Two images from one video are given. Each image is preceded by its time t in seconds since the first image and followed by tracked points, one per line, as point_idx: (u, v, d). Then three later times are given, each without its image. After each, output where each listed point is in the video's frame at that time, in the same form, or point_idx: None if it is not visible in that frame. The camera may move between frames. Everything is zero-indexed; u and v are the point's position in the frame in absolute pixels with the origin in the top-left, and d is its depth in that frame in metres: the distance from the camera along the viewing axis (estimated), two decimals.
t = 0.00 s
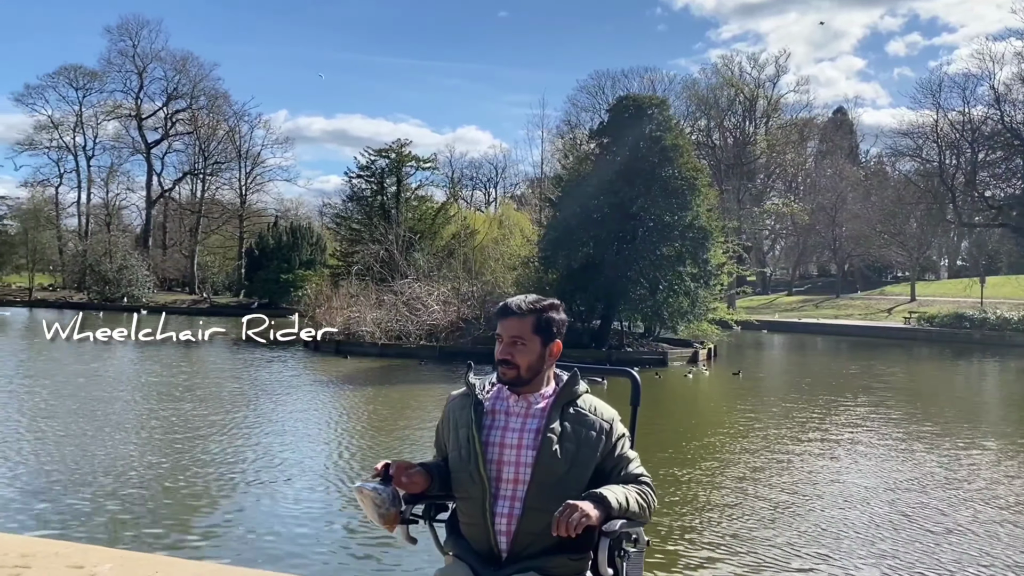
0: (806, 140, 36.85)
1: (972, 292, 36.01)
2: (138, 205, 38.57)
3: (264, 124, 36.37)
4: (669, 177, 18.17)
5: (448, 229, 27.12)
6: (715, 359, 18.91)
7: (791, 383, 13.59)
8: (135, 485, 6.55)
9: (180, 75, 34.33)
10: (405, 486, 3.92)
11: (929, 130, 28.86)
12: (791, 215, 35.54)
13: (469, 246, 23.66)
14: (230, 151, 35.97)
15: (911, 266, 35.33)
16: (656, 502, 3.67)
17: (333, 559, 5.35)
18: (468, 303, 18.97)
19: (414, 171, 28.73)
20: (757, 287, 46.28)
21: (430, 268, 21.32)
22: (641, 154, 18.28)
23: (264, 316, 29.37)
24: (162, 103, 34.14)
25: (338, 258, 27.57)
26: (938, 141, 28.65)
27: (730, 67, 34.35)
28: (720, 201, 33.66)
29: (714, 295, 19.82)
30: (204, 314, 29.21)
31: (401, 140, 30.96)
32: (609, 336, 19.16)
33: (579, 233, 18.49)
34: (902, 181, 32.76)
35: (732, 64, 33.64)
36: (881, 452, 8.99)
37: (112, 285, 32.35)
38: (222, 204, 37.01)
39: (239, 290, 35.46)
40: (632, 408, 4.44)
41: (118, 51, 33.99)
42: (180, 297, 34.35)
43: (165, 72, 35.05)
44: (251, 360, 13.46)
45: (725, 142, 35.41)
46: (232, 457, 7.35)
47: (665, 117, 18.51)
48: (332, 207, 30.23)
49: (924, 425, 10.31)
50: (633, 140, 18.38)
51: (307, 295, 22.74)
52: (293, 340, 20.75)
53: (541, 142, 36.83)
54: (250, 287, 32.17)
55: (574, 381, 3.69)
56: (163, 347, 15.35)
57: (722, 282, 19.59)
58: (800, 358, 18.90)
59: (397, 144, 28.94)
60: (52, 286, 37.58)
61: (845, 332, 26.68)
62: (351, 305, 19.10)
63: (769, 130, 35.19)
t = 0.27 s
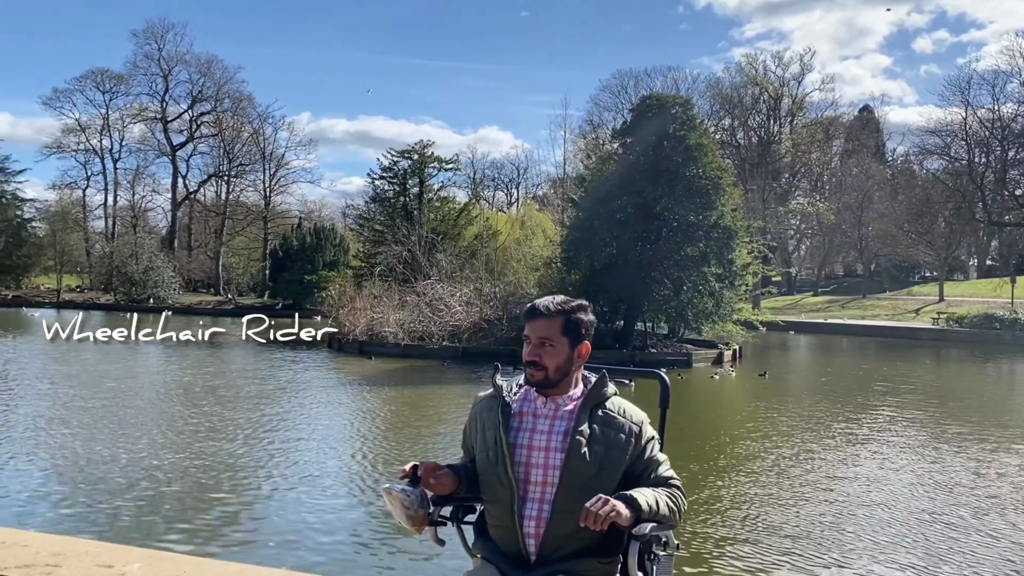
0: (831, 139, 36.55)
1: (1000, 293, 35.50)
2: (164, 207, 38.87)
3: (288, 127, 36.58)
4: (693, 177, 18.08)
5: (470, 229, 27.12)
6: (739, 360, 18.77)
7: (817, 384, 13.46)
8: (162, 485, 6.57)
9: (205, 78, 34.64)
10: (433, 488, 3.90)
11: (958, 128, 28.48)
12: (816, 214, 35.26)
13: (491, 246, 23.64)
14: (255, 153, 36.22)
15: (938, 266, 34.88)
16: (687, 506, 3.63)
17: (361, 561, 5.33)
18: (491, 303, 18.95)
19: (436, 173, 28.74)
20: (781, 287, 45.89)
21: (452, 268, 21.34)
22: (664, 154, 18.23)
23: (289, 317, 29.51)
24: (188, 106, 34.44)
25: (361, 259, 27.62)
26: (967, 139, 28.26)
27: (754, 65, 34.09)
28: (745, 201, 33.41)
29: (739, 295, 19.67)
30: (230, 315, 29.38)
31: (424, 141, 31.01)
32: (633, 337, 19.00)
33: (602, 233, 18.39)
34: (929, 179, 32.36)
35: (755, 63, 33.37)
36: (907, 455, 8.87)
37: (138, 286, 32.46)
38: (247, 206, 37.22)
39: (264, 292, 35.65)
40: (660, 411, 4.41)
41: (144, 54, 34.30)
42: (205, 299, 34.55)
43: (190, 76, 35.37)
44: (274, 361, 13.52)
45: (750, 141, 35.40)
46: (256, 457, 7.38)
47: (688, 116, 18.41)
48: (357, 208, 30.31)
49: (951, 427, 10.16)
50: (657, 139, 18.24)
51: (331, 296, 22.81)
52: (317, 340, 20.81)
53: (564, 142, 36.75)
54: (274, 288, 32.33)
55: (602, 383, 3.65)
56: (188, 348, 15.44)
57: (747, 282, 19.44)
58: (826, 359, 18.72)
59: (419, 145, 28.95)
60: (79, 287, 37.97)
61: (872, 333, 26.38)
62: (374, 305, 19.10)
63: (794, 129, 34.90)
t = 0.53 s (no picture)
0: (855, 139, 36.24)
1: None
2: (188, 210, 39.25)
3: (311, 129, 36.83)
4: (716, 177, 18.01)
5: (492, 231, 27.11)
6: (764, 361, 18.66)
7: (841, 386, 13.36)
8: (187, 485, 6.62)
9: (229, 82, 34.98)
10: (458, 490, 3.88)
11: (985, 126, 28.12)
12: (840, 214, 35.00)
13: (513, 247, 23.63)
14: (278, 156, 36.50)
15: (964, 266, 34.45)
16: (714, 509, 3.60)
17: (387, 562, 5.33)
18: (513, 304, 18.95)
19: (458, 174, 28.78)
20: (805, 288, 45.54)
21: (474, 269, 21.37)
22: (687, 154, 18.15)
23: (313, 319, 29.65)
24: (212, 109, 34.79)
25: (383, 261, 27.70)
26: (995, 137, 27.90)
27: (778, 65, 33.85)
28: (769, 201, 33.21)
29: (763, 296, 19.51)
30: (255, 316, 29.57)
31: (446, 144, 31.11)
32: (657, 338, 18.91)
33: (624, 234, 18.38)
34: (955, 178, 31.99)
35: (779, 62, 33.14)
36: (931, 458, 8.78)
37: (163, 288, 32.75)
38: (271, 208, 37.48)
39: (286, 293, 35.83)
40: (687, 414, 4.38)
41: (170, 59, 34.65)
42: (229, 301, 34.78)
43: (215, 79, 35.73)
44: (297, 362, 13.60)
45: (773, 141, 35.11)
46: (281, 457, 7.44)
47: (711, 116, 18.34)
48: (380, 209, 30.41)
49: (977, 429, 10.04)
50: (679, 139, 18.22)
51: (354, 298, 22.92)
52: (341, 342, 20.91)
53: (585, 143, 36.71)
54: (298, 290, 32.54)
55: (628, 385, 3.63)
56: (212, 349, 15.55)
57: (771, 283, 19.32)
58: (852, 360, 18.54)
59: (441, 147, 28.99)
60: (105, 289, 38.41)
61: (899, 334, 26.12)
62: (396, 307, 19.17)
63: (818, 129, 34.66)
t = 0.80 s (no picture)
0: (880, 138, 35.93)
1: None
2: (213, 213, 39.66)
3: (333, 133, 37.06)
4: (739, 178, 17.94)
5: (513, 232, 27.12)
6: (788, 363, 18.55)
7: (866, 387, 13.25)
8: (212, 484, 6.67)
9: (253, 86, 35.30)
10: (483, 491, 3.87)
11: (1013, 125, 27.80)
12: (865, 214, 34.74)
13: (534, 248, 23.63)
14: (301, 159, 36.79)
15: (991, 266, 34.05)
16: (740, 512, 3.58)
17: (410, 563, 5.35)
18: (535, 306, 18.97)
19: (479, 176, 28.80)
20: (829, 290, 45.22)
21: (496, 271, 21.39)
22: (709, 154, 18.03)
23: (336, 321, 29.81)
24: (237, 112, 35.11)
25: (405, 263, 27.80)
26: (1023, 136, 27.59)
27: (801, 64, 33.63)
28: (792, 202, 33.02)
29: (786, 297, 19.37)
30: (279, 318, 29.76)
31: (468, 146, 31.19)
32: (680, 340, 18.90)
33: (646, 235, 18.44)
34: (982, 178, 31.62)
35: (802, 61, 32.92)
36: (954, 461, 8.68)
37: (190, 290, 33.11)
38: (294, 211, 37.76)
39: (310, 295, 36.03)
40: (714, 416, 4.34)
41: (194, 63, 34.99)
42: (254, 303, 35.01)
43: (239, 83, 36.07)
44: (320, 363, 13.71)
45: (796, 141, 34.94)
46: (305, 458, 7.49)
47: (734, 116, 18.18)
48: (403, 211, 30.53)
49: (1003, 432, 9.92)
50: (702, 140, 18.13)
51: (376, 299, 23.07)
52: (363, 343, 21.02)
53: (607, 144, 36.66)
54: (321, 291, 32.72)
55: (654, 387, 3.60)
56: (236, 350, 15.70)
57: (795, 284, 19.20)
58: (877, 362, 18.38)
59: (463, 148, 28.95)
60: (131, 291, 38.85)
61: (925, 335, 25.86)
62: (418, 309, 19.21)
63: (841, 128, 34.43)
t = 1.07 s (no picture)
0: (906, 138, 35.55)
1: None
2: (237, 216, 40.03)
3: (355, 136, 37.22)
4: (763, 179, 17.79)
5: (534, 234, 27.09)
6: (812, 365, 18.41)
7: (891, 390, 13.08)
8: (236, 485, 6.70)
9: (276, 90, 35.55)
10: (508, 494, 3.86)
11: None
12: (890, 214, 34.40)
13: (556, 250, 23.58)
14: (324, 162, 37.02)
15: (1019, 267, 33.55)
16: (768, 516, 3.54)
17: (434, 565, 5.36)
18: (557, 309, 18.98)
19: (500, 178, 28.75)
20: (853, 291, 44.82)
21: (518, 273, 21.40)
22: (731, 155, 17.95)
23: (359, 323, 29.93)
24: (259, 116, 35.34)
25: (426, 265, 27.84)
26: None
27: (824, 64, 33.34)
28: (816, 203, 32.77)
29: (810, 299, 19.20)
30: (302, 321, 29.93)
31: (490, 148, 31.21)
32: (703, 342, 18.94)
33: (669, 237, 18.34)
34: (1011, 178, 31.18)
35: (825, 61, 32.64)
36: (983, 466, 8.51)
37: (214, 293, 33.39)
38: (317, 214, 37.97)
39: (332, 298, 36.22)
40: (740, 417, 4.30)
41: (218, 68, 35.27)
42: (277, 305, 35.23)
43: (262, 87, 36.32)
44: (343, 365, 13.80)
45: (820, 142, 34.74)
46: (329, 460, 7.51)
47: (757, 117, 18.11)
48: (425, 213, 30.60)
49: None
50: (725, 141, 18.12)
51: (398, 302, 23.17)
52: (386, 345, 21.12)
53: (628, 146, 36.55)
54: (343, 294, 32.86)
55: (680, 390, 3.57)
56: (260, 353, 15.82)
57: (819, 285, 19.04)
58: (903, 364, 18.19)
59: (483, 150, 28.66)
60: (157, 294, 39.27)
61: (952, 337, 25.53)
62: (440, 312, 19.24)
63: (865, 128, 34.10)
